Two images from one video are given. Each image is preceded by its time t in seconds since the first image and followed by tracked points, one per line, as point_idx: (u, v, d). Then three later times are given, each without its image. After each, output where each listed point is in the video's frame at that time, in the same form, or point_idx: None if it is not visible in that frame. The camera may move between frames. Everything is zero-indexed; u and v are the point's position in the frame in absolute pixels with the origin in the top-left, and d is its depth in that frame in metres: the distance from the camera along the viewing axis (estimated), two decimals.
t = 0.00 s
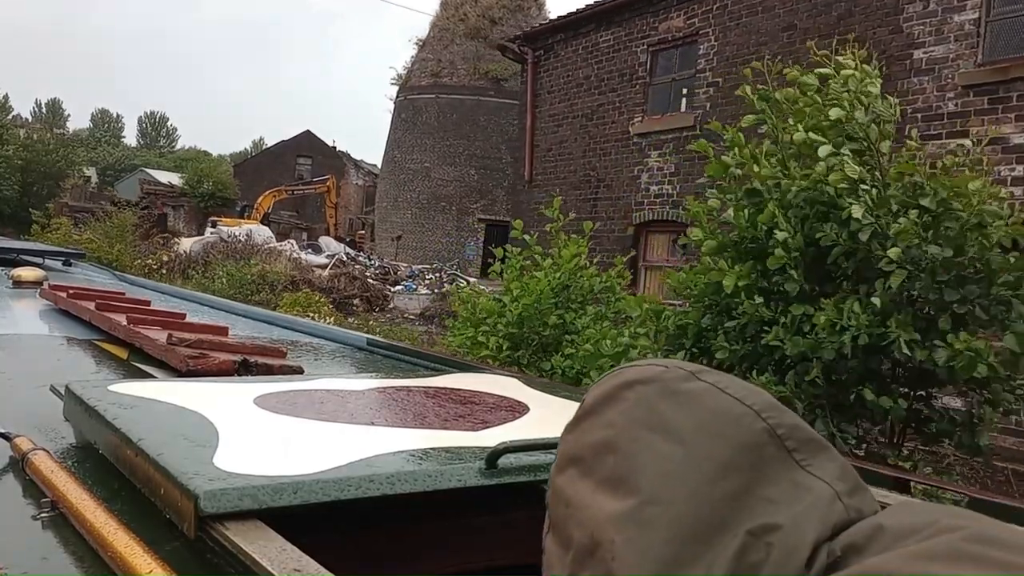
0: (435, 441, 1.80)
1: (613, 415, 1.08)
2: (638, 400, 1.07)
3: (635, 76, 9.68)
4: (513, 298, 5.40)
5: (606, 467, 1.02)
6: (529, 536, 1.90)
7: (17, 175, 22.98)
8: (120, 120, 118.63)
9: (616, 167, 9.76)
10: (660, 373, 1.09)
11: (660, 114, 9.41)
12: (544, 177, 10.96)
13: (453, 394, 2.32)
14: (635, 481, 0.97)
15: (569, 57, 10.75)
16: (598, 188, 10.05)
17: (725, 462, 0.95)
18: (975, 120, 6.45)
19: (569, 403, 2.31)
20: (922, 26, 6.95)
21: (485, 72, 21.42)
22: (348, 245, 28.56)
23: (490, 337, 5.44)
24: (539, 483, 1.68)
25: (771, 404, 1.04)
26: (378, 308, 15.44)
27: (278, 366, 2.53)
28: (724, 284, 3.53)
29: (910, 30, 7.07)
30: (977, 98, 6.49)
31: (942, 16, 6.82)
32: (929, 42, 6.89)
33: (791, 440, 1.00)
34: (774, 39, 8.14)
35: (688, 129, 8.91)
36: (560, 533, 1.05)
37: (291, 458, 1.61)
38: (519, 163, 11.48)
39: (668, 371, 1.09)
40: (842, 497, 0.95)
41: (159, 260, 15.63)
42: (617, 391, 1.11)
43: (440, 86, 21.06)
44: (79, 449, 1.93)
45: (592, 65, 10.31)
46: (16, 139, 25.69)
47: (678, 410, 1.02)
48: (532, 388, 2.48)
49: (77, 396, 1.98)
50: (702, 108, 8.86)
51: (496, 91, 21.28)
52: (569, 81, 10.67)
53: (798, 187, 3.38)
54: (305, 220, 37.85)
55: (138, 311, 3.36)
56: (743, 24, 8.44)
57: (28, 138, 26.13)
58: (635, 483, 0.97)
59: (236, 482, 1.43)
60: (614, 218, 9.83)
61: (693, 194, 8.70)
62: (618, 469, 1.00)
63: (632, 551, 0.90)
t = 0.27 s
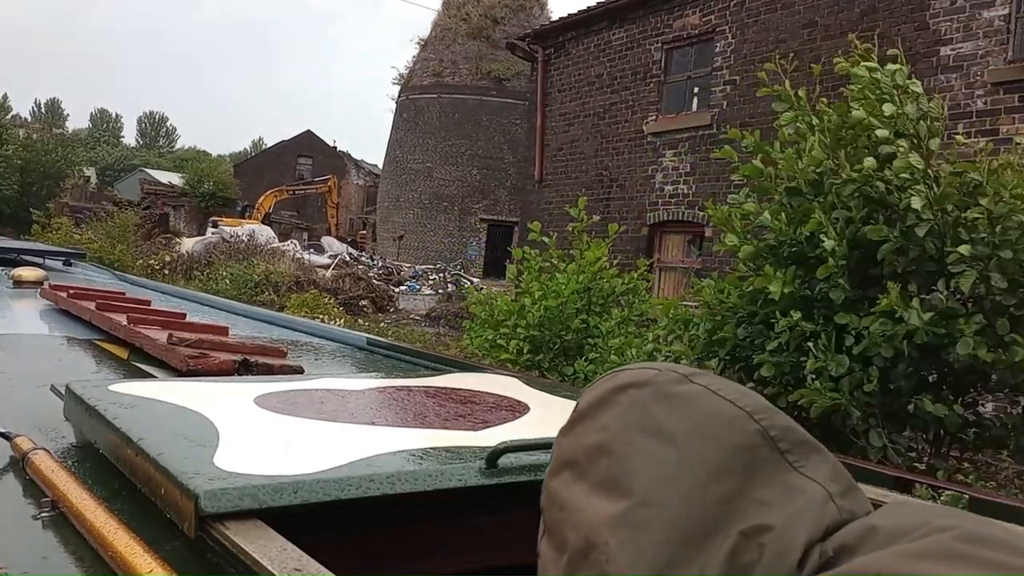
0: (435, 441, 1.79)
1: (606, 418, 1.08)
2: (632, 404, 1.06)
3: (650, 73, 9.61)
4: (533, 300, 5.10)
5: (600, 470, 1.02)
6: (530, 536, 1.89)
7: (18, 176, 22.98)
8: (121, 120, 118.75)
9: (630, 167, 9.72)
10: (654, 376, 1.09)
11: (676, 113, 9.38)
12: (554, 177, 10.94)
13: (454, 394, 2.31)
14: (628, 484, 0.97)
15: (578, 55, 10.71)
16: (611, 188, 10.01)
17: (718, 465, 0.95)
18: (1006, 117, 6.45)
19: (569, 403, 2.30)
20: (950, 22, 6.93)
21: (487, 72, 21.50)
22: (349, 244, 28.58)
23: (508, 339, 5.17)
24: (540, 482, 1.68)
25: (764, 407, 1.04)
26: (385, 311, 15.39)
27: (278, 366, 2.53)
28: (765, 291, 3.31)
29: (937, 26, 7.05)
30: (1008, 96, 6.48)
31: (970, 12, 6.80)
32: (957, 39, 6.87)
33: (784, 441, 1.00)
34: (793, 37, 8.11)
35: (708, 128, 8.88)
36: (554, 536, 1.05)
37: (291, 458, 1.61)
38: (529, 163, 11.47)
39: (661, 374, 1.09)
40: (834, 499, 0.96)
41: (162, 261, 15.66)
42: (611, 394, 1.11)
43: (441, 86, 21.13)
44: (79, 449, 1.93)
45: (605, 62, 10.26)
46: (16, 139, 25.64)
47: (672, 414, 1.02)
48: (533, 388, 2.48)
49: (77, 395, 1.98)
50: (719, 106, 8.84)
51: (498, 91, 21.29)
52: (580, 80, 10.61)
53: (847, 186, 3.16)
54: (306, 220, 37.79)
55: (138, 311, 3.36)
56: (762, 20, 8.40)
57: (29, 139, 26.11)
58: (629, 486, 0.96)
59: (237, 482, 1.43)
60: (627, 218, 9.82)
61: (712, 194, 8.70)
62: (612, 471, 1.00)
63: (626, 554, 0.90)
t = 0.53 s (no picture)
0: (435, 441, 1.80)
1: (602, 413, 1.08)
2: (628, 399, 1.06)
3: (664, 72, 9.57)
4: (554, 302, 4.90)
5: (596, 465, 1.02)
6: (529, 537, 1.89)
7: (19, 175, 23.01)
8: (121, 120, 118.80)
9: (643, 167, 9.70)
10: (649, 371, 1.09)
11: (689, 112, 9.38)
12: (565, 177, 10.92)
13: (454, 394, 2.31)
14: (624, 479, 0.96)
15: (588, 54, 10.69)
16: (624, 188, 9.96)
17: (714, 458, 0.94)
18: None
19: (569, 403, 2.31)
20: (979, 18, 6.81)
21: (489, 72, 21.58)
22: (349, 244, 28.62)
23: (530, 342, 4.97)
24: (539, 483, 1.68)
25: (758, 400, 1.04)
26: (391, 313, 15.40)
27: (278, 366, 2.53)
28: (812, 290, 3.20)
29: (964, 22, 6.92)
30: None
31: (1000, 8, 6.68)
32: (986, 36, 6.76)
33: (780, 434, 0.99)
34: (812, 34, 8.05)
35: (724, 126, 8.85)
36: (550, 532, 1.05)
37: (291, 458, 1.61)
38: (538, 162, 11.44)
39: (655, 369, 1.09)
40: (830, 490, 0.96)
41: (163, 261, 15.70)
42: (606, 390, 1.10)
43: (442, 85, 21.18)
44: (79, 449, 1.93)
45: (617, 61, 10.21)
46: (16, 139, 25.67)
47: (667, 408, 1.02)
48: (533, 389, 2.48)
49: (77, 396, 1.98)
50: (735, 105, 8.81)
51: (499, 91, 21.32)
52: (591, 78, 10.56)
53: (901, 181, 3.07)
54: (305, 219, 37.73)
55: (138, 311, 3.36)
56: (780, 16, 8.35)
57: (29, 138, 26.15)
58: (625, 481, 0.96)
59: (236, 483, 1.43)
60: (641, 218, 9.80)
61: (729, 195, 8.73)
62: (607, 467, 1.00)
63: (622, 550, 0.90)
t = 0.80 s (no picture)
0: (435, 441, 1.80)
1: (600, 386, 1.06)
2: (627, 372, 1.04)
3: (678, 69, 9.55)
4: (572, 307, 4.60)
5: (597, 438, 1.00)
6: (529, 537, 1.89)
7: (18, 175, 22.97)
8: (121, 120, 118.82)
9: (658, 166, 9.70)
10: (648, 344, 1.07)
11: (705, 110, 9.37)
12: (574, 176, 10.90)
13: (453, 394, 2.32)
14: (628, 452, 0.95)
15: (598, 51, 10.67)
16: (637, 187, 9.95)
17: (719, 432, 0.95)
18: None
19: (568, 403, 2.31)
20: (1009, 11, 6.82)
21: (491, 71, 21.62)
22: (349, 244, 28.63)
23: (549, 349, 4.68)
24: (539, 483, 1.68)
25: (759, 372, 1.04)
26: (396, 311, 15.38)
27: (278, 366, 2.53)
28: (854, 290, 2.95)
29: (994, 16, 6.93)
30: None
31: None
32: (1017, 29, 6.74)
33: (783, 408, 1.00)
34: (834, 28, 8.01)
35: (743, 124, 8.84)
36: (547, 508, 1.02)
37: (291, 458, 1.61)
38: (547, 160, 11.40)
39: (654, 341, 1.07)
40: (836, 462, 0.97)
41: (165, 262, 15.72)
42: (604, 362, 1.08)
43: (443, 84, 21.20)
44: (79, 449, 1.93)
45: (630, 58, 10.19)
46: (16, 139, 25.64)
47: (670, 381, 1.01)
48: (533, 389, 2.48)
49: (77, 395, 1.98)
50: (753, 102, 8.78)
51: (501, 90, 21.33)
52: (603, 75, 10.54)
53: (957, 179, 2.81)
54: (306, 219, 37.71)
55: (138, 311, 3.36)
56: (800, 10, 8.31)
57: (29, 138, 26.12)
58: (630, 453, 0.95)
59: (237, 483, 1.43)
60: (655, 218, 9.77)
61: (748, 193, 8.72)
62: (610, 440, 0.98)
63: (632, 522, 0.89)
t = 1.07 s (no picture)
0: (435, 442, 1.79)
1: (596, 365, 1.02)
2: (626, 351, 1.02)
3: (693, 65, 9.51)
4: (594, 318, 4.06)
5: (596, 418, 0.95)
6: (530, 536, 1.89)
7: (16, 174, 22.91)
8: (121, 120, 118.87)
9: (672, 165, 9.71)
10: (645, 323, 1.05)
11: (721, 108, 9.33)
12: (587, 175, 10.93)
13: (454, 394, 2.31)
14: (633, 431, 0.92)
15: (611, 48, 10.65)
16: (651, 186, 9.97)
17: (723, 416, 0.95)
18: None
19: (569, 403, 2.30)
20: None
21: (493, 69, 21.62)
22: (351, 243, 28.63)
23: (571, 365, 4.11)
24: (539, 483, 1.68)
25: (758, 356, 1.06)
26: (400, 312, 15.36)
27: (278, 366, 2.53)
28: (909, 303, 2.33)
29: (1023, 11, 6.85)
30: None
31: None
32: None
33: (785, 392, 1.03)
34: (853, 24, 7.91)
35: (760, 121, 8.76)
36: (538, 492, 0.96)
37: (291, 459, 1.61)
38: (558, 159, 11.41)
39: (651, 322, 1.06)
40: (842, 447, 1.02)
41: (168, 263, 15.72)
42: (599, 341, 1.04)
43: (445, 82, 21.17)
44: (79, 449, 1.93)
45: (643, 54, 10.15)
46: (17, 139, 25.61)
47: (674, 361, 1.00)
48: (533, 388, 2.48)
49: (77, 395, 1.98)
50: (772, 99, 8.69)
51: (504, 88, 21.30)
52: (615, 72, 10.53)
53: None
54: (307, 218, 37.96)
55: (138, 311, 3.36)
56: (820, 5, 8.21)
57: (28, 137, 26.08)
58: (634, 433, 0.92)
59: (237, 483, 1.43)
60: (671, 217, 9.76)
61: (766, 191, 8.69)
62: (611, 420, 0.94)
63: (642, 504, 0.85)
